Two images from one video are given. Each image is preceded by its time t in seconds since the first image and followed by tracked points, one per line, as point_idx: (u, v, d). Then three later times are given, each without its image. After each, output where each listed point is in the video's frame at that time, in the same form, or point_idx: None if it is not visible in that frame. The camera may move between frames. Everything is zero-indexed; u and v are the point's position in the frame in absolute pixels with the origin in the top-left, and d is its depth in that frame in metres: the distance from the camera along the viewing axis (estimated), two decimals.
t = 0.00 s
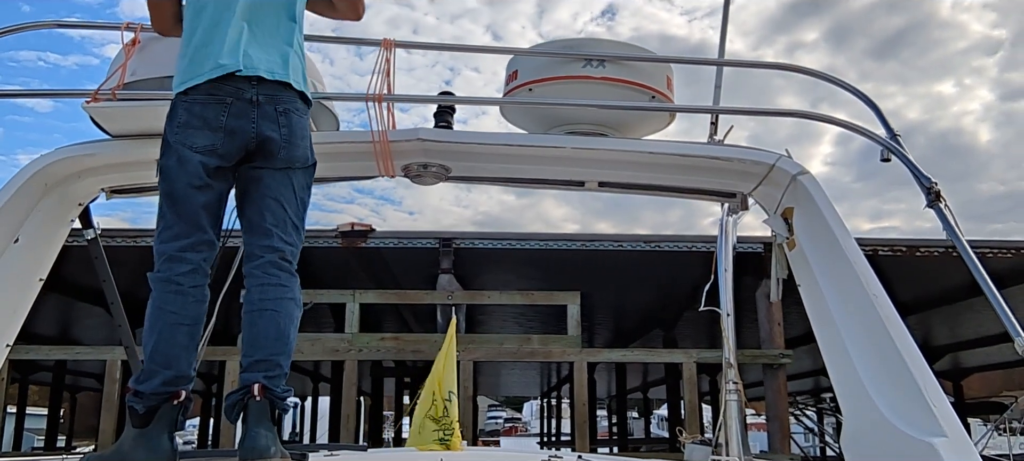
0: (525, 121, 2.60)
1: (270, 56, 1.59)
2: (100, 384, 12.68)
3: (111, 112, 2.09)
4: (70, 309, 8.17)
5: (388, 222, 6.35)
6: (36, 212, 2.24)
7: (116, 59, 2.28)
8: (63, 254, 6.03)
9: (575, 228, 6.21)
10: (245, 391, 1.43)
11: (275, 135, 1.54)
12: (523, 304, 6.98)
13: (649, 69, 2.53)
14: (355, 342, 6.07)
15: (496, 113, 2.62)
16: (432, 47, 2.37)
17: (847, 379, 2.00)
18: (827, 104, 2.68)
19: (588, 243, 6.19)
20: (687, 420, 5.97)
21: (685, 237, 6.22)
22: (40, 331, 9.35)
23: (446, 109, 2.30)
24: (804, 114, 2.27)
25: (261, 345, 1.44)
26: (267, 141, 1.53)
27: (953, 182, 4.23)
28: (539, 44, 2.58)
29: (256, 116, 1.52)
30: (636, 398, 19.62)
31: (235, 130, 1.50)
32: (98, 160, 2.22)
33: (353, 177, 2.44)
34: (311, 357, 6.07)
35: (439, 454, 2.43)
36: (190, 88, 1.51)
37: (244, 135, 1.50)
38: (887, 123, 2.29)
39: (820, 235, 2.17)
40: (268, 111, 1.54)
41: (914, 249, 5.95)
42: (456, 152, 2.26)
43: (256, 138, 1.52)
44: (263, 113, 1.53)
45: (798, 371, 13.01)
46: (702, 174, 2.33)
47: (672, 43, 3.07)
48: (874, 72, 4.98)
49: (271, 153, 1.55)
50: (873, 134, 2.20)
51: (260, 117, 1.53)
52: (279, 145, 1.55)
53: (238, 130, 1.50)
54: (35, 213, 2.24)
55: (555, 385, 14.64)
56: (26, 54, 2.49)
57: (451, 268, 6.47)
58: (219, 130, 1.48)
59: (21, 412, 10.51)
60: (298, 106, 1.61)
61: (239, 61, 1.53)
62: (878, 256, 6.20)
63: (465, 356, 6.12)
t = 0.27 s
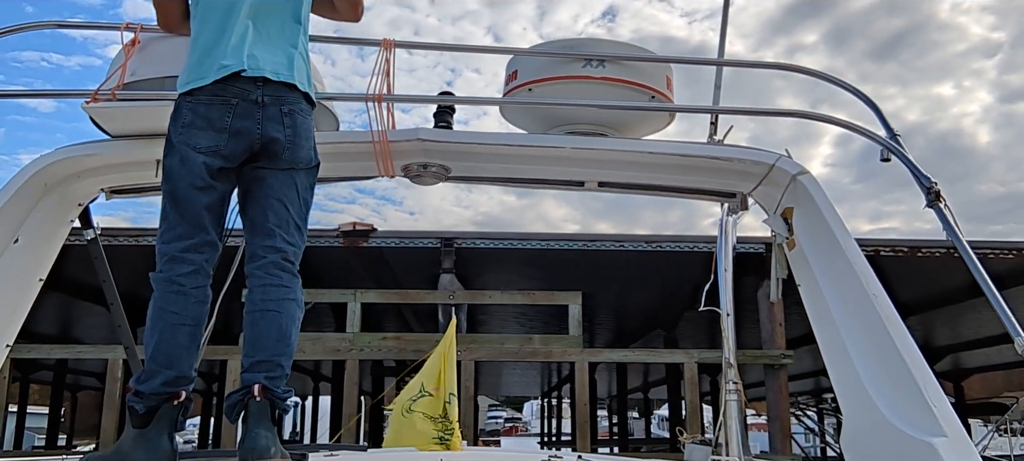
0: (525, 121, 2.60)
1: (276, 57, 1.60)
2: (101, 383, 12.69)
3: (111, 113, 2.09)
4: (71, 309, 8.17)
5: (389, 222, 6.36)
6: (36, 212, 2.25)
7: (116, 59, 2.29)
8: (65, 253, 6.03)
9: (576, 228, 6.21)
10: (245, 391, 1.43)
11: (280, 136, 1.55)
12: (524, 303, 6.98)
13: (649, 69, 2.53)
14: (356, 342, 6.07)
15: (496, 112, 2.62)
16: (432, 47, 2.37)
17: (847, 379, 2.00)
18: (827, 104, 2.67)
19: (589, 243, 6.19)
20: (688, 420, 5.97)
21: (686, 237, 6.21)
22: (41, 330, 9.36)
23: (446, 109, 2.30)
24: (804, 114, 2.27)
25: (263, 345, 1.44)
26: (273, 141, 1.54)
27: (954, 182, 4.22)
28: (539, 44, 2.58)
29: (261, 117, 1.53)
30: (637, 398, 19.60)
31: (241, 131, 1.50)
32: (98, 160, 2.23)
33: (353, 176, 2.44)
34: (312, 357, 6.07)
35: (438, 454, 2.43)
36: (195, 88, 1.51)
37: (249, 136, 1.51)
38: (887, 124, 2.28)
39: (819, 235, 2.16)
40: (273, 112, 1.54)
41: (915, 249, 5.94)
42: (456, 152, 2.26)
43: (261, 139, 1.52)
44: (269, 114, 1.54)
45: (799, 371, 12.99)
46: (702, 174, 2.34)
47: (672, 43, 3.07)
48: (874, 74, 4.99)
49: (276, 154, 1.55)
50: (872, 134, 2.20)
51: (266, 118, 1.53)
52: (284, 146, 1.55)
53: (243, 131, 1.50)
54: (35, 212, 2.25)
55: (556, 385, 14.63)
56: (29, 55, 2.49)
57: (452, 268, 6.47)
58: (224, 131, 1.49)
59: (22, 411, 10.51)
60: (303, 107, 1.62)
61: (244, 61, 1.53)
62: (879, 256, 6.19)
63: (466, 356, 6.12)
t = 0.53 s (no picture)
0: (526, 121, 2.60)
1: (283, 56, 1.59)
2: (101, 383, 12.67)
3: (111, 112, 2.09)
4: (71, 309, 8.17)
5: (389, 223, 6.36)
6: (36, 211, 2.25)
7: (116, 59, 2.29)
8: (64, 253, 6.02)
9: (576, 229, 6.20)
10: (246, 391, 1.43)
11: (287, 135, 1.55)
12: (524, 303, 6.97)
13: (650, 69, 2.53)
14: (355, 342, 6.07)
15: (496, 112, 2.62)
16: (433, 47, 2.37)
17: (847, 380, 2.00)
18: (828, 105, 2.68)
19: (588, 244, 6.19)
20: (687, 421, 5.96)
21: (685, 237, 6.21)
22: (41, 330, 9.35)
23: (446, 109, 2.30)
24: (805, 115, 2.26)
25: (264, 346, 1.44)
26: (279, 141, 1.54)
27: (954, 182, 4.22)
28: (540, 45, 2.58)
29: (268, 115, 1.52)
30: (637, 399, 19.59)
31: (247, 131, 1.50)
32: (99, 159, 2.23)
33: (354, 176, 2.44)
34: (311, 357, 6.07)
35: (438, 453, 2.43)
36: (202, 84, 1.50)
37: (255, 135, 1.50)
38: (887, 124, 2.28)
39: (820, 236, 2.17)
40: (280, 111, 1.54)
41: (914, 250, 5.94)
42: (456, 152, 2.26)
43: (268, 139, 1.52)
44: (275, 113, 1.53)
45: (798, 372, 12.99)
46: (703, 174, 2.34)
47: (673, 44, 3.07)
48: (873, 75, 5.00)
49: (283, 153, 1.55)
50: (873, 134, 2.20)
51: (271, 118, 1.53)
52: (290, 145, 1.55)
53: (250, 131, 1.50)
54: (35, 212, 2.25)
55: (555, 385, 14.62)
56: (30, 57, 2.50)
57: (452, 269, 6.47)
58: (230, 130, 1.48)
59: (21, 411, 10.50)
60: (309, 106, 1.61)
61: (251, 61, 1.53)
62: (879, 257, 6.19)
63: (465, 356, 6.12)
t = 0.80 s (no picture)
0: (526, 121, 2.60)
1: (282, 57, 1.59)
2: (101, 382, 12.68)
3: (111, 112, 2.09)
4: (72, 308, 8.17)
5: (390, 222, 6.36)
6: (36, 211, 2.25)
7: (117, 59, 2.29)
8: (65, 253, 6.03)
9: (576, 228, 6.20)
10: (245, 391, 1.43)
11: (286, 135, 1.55)
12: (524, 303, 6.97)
13: (650, 69, 2.53)
14: (355, 342, 6.07)
15: (496, 112, 2.62)
16: (433, 48, 2.38)
17: (847, 380, 2.00)
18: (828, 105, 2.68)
19: (589, 244, 6.19)
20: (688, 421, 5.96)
21: (686, 237, 6.21)
22: (41, 330, 9.35)
23: (446, 109, 2.30)
24: (806, 115, 2.26)
25: (263, 346, 1.44)
26: (279, 141, 1.54)
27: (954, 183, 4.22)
28: (540, 45, 2.58)
29: (268, 115, 1.53)
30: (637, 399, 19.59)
31: (247, 131, 1.50)
32: (99, 159, 2.23)
33: (354, 176, 2.44)
34: (311, 357, 6.07)
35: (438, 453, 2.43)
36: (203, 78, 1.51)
37: (255, 136, 1.51)
38: (887, 125, 2.28)
39: (819, 236, 2.16)
40: (280, 111, 1.55)
41: (915, 250, 5.94)
42: (456, 152, 2.26)
43: (267, 139, 1.52)
44: (275, 113, 1.54)
45: (799, 372, 12.99)
46: (703, 174, 2.34)
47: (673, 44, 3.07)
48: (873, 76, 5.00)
49: (282, 153, 1.56)
50: (873, 134, 2.19)
51: (270, 118, 1.53)
52: (290, 145, 1.56)
53: (249, 131, 1.50)
54: (35, 212, 2.25)
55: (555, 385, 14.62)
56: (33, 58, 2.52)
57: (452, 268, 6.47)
58: (230, 129, 1.48)
59: (22, 410, 10.50)
60: (308, 107, 1.62)
61: (250, 61, 1.54)
62: (879, 257, 6.18)
63: (466, 356, 6.12)
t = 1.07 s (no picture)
0: (526, 121, 2.60)
1: (266, 57, 1.59)
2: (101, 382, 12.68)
3: (111, 112, 2.10)
4: (72, 308, 8.18)
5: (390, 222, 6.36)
6: (36, 211, 2.25)
7: (116, 59, 2.30)
8: (65, 253, 6.03)
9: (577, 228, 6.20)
10: (245, 390, 1.43)
11: (274, 134, 1.55)
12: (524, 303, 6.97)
13: (650, 69, 2.53)
14: (355, 342, 6.07)
15: (496, 112, 2.62)
16: (433, 48, 2.38)
17: (847, 380, 1.99)
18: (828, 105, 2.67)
19: (589, 243, 6.19)
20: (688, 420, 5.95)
21: (686, 237, 6.21)
22: (42, 330, 9.36)
23: (446, 109, 2.30)
24: (806, 115, 2.26)
25: (260, 345, 1.44)
26: (267, 140, 1.54)
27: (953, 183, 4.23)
28: (540, 45, 2.58)
29: (255, 114, 1.53)
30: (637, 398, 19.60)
31: (234, 129, 1.50)
32: (99, 159, 2.23)
33: (354, 176, 2.44)
34: (312, 356, 6.07)
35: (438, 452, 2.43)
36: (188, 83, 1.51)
37: (243, 134, 1.51)
38: (887, 125, 2.28)
39: (820, 236, 2.16)
40: (267, 110, 1.55)
41: (915, 250, 5.94)
42: (456, 152, 2.26)
43: (256, 138, 1.52)
44: (262, 111, 1.54)
45: (799, 372, 13.00)
46: (703, 174, 2.34)
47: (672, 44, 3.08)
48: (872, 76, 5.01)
49: (271, 152, 1.55)
50: (874, 134, 2.19)
51: (258, 116, 1.53)
52: (278, 144, 1.55)
53: (237, 129, 1.50)
54: (35, 211, 2.25)
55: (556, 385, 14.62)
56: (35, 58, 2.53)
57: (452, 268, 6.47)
58: (218, 129, 1.49)
59: (22, 410, 10.50)
60: (297, 106, 1.62)
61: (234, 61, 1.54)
62: (880, 257, 6.18)
63: (466, 356, 6.12)
